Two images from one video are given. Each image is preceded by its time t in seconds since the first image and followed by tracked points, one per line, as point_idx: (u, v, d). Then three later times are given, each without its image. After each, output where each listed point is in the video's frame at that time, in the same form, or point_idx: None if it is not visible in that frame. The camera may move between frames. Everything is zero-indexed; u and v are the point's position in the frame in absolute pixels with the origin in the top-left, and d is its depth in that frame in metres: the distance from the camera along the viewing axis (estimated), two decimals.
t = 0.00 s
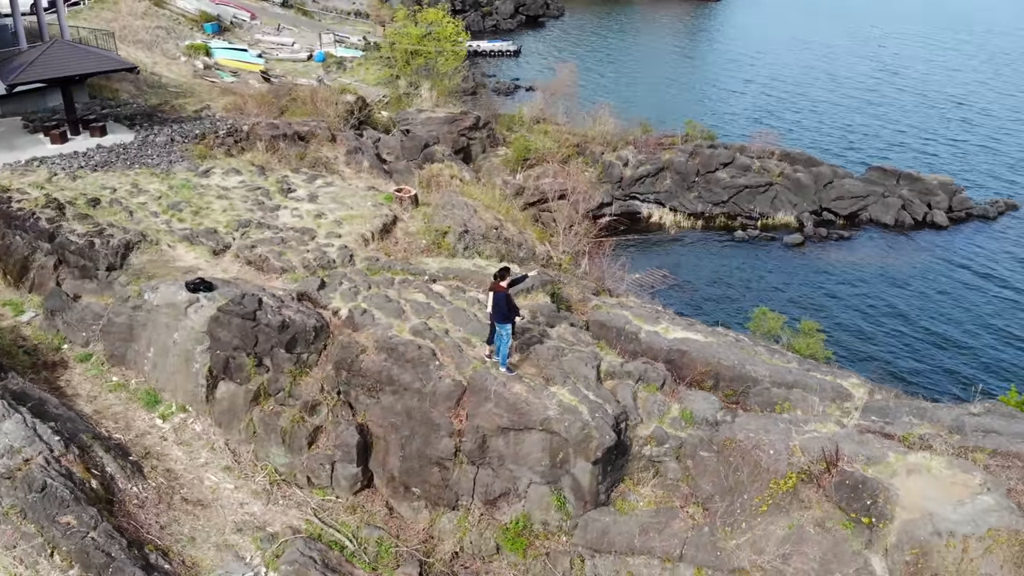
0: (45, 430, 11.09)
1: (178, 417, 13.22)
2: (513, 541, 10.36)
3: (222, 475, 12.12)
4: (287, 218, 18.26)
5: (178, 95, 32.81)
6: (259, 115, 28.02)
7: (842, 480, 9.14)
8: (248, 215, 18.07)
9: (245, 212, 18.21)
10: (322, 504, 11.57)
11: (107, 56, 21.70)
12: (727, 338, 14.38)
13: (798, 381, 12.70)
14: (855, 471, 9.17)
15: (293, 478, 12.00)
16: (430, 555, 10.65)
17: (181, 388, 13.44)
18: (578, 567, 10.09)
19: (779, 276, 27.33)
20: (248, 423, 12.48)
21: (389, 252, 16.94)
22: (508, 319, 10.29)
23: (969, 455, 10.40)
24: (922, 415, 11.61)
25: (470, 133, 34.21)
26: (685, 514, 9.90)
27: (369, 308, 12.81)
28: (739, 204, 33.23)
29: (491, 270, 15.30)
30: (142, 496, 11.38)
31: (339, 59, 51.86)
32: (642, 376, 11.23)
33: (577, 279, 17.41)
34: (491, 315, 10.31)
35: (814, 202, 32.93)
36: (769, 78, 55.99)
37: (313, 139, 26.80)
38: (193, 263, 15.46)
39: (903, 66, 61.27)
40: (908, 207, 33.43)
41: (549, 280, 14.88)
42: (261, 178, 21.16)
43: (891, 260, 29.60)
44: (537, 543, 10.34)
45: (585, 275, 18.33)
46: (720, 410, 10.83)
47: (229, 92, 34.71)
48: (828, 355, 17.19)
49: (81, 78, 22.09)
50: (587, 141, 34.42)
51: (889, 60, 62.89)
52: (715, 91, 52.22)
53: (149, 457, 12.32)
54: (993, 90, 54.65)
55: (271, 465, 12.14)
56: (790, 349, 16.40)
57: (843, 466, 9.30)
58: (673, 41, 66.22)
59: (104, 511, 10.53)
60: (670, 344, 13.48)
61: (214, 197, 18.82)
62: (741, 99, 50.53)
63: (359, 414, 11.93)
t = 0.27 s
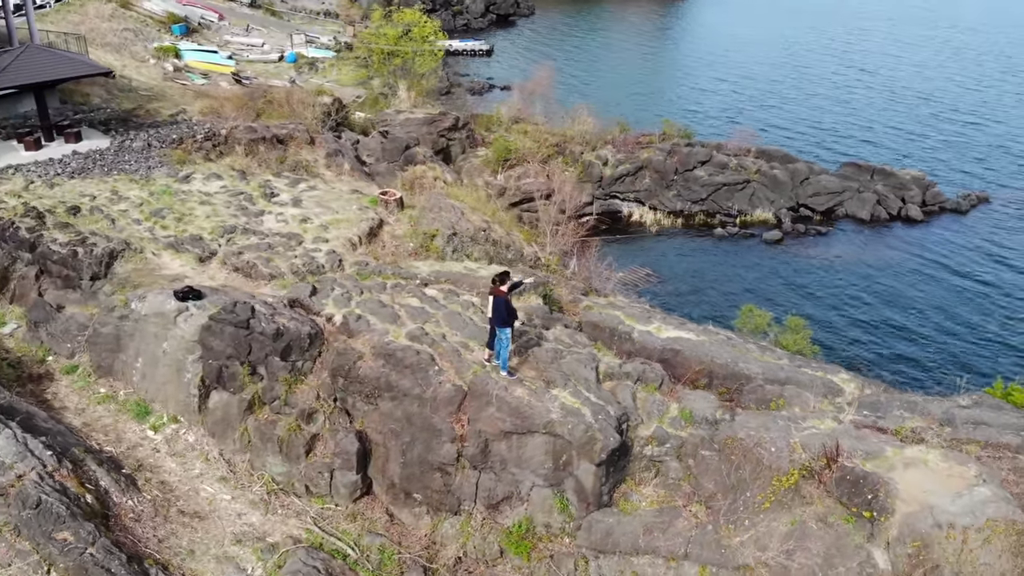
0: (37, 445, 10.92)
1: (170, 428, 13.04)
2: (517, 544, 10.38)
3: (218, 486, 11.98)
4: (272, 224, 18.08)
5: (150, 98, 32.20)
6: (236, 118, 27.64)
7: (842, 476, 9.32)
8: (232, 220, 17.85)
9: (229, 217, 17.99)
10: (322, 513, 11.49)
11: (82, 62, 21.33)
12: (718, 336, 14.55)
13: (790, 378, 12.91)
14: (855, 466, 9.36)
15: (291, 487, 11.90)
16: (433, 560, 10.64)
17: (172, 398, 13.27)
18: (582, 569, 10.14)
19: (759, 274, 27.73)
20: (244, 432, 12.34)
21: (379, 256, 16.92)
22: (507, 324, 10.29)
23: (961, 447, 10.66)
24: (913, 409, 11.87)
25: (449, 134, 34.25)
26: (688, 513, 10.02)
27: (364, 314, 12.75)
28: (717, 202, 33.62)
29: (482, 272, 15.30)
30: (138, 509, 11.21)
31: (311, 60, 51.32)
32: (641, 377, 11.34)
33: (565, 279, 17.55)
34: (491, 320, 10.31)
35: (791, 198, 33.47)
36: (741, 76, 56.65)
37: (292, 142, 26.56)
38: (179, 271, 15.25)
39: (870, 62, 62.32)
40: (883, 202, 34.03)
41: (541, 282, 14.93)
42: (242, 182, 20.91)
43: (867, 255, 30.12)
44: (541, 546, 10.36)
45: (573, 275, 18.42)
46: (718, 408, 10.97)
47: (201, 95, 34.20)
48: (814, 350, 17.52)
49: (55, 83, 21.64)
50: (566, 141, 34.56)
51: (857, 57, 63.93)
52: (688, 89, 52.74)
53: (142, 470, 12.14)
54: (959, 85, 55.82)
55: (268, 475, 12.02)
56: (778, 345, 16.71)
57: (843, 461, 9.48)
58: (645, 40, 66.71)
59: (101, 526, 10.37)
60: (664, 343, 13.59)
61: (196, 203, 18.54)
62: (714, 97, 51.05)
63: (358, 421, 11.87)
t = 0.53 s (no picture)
0: (29, 457, 10.76)
1: (162, 435, 12.89)
2: (520, 542, 10.44)
3: (214, 493, 11.86)
4: (257, 226, 17.89)
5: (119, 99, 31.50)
6: (211, 118, 27.21)
7: (841, 467, 9.52)
8: (216, 223, 17.62)
9: (213, 220, 17.76)
10: (322, 517, 11.43)
11: (56, 64, 20.89)
12: (707, 331, 14.71)
13: (781, 370, 13.13)
14: (854, 457, 9.58)
15: (289, 492, 11.82)
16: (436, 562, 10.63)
17: (163, 405, 13.10)
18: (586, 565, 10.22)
19: (740, 267, 28.10)
20: (238, 438, 12.22)
21: (367, 258, 16.87)
22: (508, 325, 10.29)
23: (950, 435, 10.94)
24: (902, 399, 12.14)
25: (428, 132, 34.16)
26: (690, 508, 10.17)
27: (359, 316, 12.70)
28: (696, 196, 33.95)
29: (473, 272, 15.31)
30: (134, 519, 11.08)
31: (281, 58, 50.61)
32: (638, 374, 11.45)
33: (554, 276, 17.65)
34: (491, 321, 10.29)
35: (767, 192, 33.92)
36: (713, 70, 57.19)
37: (269, 142, 26.25)
38: (165, 276, 15.03)
39: (838, 56, 63.25)
40: (858, 193, 34.67)
41: (532, 281, 14.99)
42: (223, 183, 20.62)
43: (843, 247, 30.64)
44: (543, 544, 10.44)
45: (561, 272, 18.51)
46: (715, 403, 11.13)
47: (173, 95, 33.58)
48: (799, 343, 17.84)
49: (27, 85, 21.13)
50: (545, 137, 34.64)
51: (825, 50, 64.86)
52: (661, 84, 53.12)
53: (135, 479, 11.98)
54: (925, 77, 56.90)
55: (265, 480, 11.93)
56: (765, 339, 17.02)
57: (841, 453, 9.68)
58: (617, 35, 66.96)
59: (99, 537, 10.24)
60: (656, 338, 13.71)
61: (177, 206, 18.25)
62: (687, 92, 51.43)
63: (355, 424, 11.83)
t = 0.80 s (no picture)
0: (23, 464, 10.62)
1: (154, 438, 12.75)
2: (523, 534, 10.53)
3: (211, 494, 11.74)
4: (240, 223, 17.68)
5: (86, 95, 30.75)
6: (184, 114, 26.71)
7: (837, 451, 9.77)
8: (198, 222, 17.38)
9: (195, 218, 17.51)
10: (322, 515, 11.41)
11: (26, 61, 20.37)
12: (696, 320, 14.90)
13: (771, 358, 13.36)
14: (850, 442, 9.83)
15: (287, 491, 11.77)
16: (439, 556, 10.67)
17: (155, 407, 12.97)
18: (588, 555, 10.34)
19: (719, 256, 28.43)
20: (234, 439, 12.12)
21: (355, 255, 16.80)
22: (508, 319, 10.30)
23: (938, 417, 11.25)
24: (890, 383, 12.44)
25: (404, 125, 33.97)
26: (690, 495, 10.34)
27: (353, 313, 12.67)
28: (673, 185, 34.22)
29: (463, 266, 15.32)
30: (132, 524, 10.96)
31: (249, 51, 49.75)
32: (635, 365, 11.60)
33: (541, 269, 17.73)
34: (490, 316, 10.28)
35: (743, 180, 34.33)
36: (684, 60, 57.57)
37: (246, 138, 25.89)
38: (150, 277, 14.81)
39: (806, 44, 64.02)
40: (831, 180, 35.20)
41: (522, 274, 15.05)
42: (202, 181, 20.32)
43: (819, 234, 31.14)
44: (546, 536, 10.55)
45: (547, 264, 18.58)
46: (710, 392, 11.32)
47: (141, 90, 32.86)
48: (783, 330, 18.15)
49: None
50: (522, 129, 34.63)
51: (793, 38, 65.60)
52: (633, 74, 53.36)
53: (130, 483, 11.84)
54: (891, 65, 57.83)
55: (263, 480, 11.87)
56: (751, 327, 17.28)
57: (837, 438, 9.92)
58: (588, 27, 67.05)
59: (97, 543, 10.13)
60: (648, 329, 13.86)
61: (158, 205, 17.96)
62: (660, 82, 51.72)
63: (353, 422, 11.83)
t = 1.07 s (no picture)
0: (16, 471, 10.45)
1: (146, 440, 12.59)
2: (524, 524, 10.65)
3: (208, 495, 11.63)
4: (222, 221, 17.48)
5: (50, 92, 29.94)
6: (155, 110, 26.19)
7: (831, 433, 10.08)
8: (180, 220, 17.14)
9: (176, 217, 17.27)
10: (322, 513, 11.39)
11: None
12: (683, 308, 15.13)
13: (759, 343, 13.64)
14: (843, 424, 10.14)
15: (285, 490, 11.75)
16: (442, 549, 10.72)
17: (145, 409, 12.81)
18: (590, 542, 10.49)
19: (697, 244, 28.77)
20: (228, 439, 12.08)
21: (341, 251, 16.75)
22: (507, 311, 10.44)
23: (923, 397, 11.60)
24: (874, 364, 12.78)
25: (379, 118, 33.75)
26: (689, 480, 10.55)
27: (346, 309, 12.66)
28: (648, 175, 34.52)
29: (451, 260, 15.36)
30: (130, 527, 10.84)
31: (213, 44, 48.81)
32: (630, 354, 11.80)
33: (527, 261, 17.84)
34: (489, 309, 10.41)
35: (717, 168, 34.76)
36: (653, 49, 57.91)
37: (219, 133, 25.50)
38: (135, 277, 14.59)
39: (772, 31, 64.77)
40: (803, 167, 35.75)
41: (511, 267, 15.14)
42: (179, 178, 20.00)
43: (792, 220, 31.67)
44: (548, 525, 10.68)
45: (531, 255, 18.68)
46: (704, 379, 11.57)
47: (106, 85, 32.07)
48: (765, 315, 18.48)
49: None
50: (498, 120, 34.61)
51: (759, 26, 66.30)
52: (604, 64, 53.56)
53: (124, 485, 11.66)
54: (855, 52, 58.77)
55: (260, 479, 11.82)
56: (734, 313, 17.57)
57: (830, 420, 10.23)
58: (557, 17, 67.05)
59: (97, 548, 10.03)
60: (638, 317, 14.04)
61: (137, 203, 17.66)
62: (631, 72, 51.96)
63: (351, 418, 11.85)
